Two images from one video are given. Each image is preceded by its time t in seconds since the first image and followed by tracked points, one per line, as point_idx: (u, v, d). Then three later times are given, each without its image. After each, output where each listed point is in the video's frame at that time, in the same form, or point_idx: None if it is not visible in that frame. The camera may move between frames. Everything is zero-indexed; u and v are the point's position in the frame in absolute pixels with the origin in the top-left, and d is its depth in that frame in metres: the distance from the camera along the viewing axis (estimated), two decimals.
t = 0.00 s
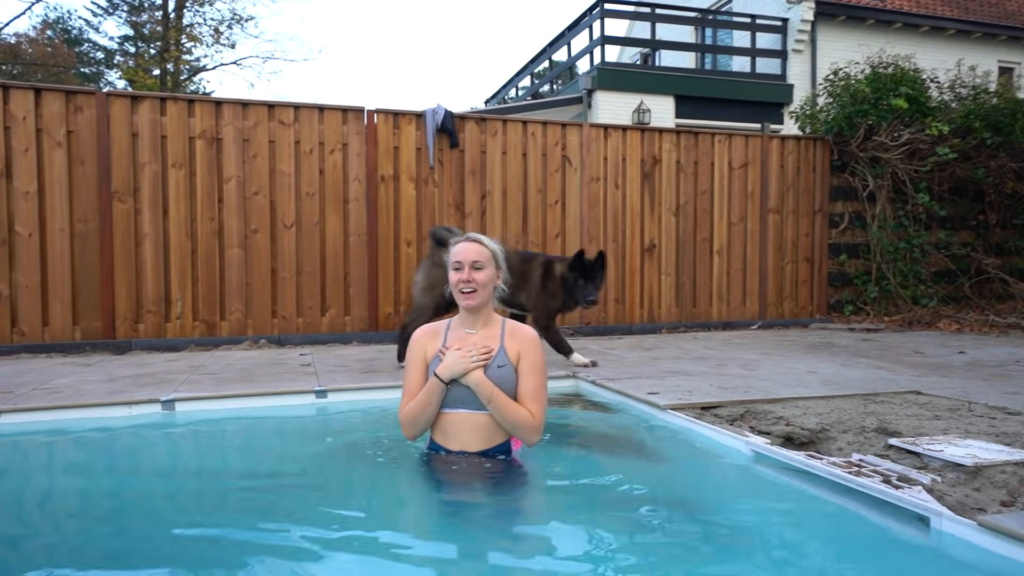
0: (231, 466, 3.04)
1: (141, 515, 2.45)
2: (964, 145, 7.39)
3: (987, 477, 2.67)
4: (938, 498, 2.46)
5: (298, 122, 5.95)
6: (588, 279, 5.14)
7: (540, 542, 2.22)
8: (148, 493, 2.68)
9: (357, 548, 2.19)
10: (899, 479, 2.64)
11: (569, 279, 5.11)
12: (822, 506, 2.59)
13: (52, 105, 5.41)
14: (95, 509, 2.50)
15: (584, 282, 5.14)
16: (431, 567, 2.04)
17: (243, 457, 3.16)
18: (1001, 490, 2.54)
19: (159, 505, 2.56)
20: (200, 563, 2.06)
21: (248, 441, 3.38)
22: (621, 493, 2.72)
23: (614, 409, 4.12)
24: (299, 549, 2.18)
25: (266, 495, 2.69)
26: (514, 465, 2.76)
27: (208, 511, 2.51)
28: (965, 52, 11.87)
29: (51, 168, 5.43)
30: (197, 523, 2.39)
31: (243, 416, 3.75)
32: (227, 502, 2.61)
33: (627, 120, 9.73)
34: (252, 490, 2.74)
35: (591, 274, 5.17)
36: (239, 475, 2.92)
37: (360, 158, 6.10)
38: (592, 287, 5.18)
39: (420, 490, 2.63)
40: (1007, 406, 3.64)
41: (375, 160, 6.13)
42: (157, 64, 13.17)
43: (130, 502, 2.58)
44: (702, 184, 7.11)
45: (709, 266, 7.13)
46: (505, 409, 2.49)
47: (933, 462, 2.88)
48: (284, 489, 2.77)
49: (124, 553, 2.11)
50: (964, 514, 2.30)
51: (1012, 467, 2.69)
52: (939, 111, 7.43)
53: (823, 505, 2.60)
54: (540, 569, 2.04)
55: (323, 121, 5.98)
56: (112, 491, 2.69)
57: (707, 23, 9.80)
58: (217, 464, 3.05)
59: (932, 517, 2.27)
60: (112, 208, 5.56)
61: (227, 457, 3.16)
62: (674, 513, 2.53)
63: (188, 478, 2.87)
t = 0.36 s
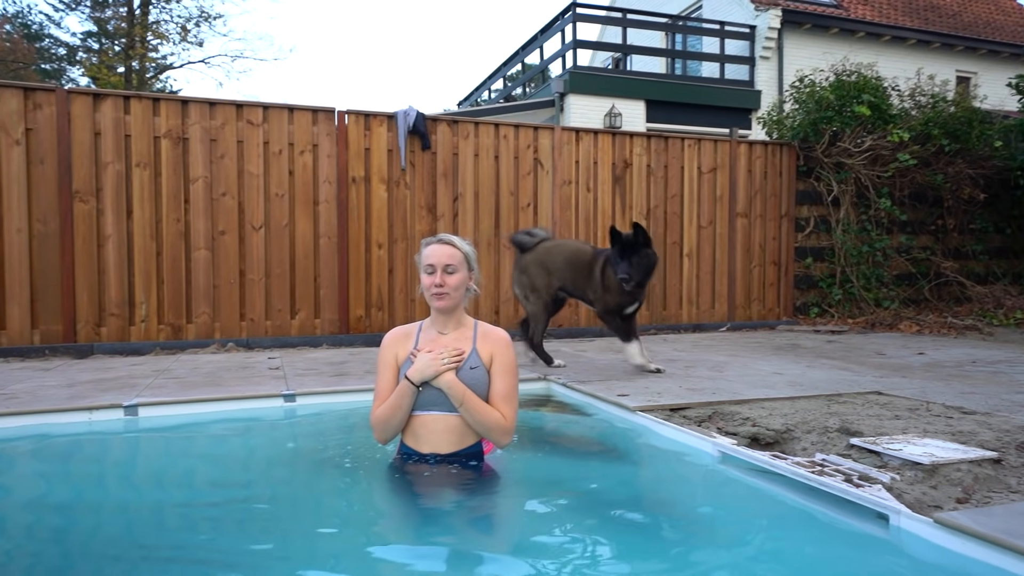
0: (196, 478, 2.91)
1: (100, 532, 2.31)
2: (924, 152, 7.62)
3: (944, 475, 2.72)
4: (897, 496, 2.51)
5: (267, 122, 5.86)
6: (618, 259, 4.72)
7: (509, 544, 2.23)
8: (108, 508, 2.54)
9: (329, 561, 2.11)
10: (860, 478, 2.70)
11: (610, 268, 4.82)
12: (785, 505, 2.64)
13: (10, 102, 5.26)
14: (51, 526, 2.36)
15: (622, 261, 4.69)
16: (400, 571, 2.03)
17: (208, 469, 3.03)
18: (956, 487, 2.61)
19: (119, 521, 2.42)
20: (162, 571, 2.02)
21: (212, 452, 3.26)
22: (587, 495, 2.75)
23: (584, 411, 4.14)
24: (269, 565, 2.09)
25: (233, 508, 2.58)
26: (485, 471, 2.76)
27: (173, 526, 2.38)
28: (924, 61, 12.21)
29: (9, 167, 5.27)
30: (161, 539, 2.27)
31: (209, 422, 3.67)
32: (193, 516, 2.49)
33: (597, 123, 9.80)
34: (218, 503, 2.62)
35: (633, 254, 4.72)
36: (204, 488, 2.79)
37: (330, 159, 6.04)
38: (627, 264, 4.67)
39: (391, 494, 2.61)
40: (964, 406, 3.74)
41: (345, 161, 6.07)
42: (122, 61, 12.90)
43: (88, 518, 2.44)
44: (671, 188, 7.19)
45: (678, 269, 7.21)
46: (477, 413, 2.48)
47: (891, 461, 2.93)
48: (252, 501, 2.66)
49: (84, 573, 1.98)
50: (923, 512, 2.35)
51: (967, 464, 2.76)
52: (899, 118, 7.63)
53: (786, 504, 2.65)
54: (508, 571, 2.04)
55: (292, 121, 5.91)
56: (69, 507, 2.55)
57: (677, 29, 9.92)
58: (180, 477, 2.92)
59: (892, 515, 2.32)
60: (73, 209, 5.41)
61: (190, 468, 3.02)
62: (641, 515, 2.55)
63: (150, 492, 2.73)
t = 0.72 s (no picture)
0: (164, 487, 2.77)
1: (64, 546, 2.17)
2: (885, 157, 7.83)
3: (903, 471, 2.79)
4: (858, 492, 2.57)
5: (235, 120, 5.76)
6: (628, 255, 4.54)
7: (479, 544, 2.22)
8: (69, 513, 2.47)
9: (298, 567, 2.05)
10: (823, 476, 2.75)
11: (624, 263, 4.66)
12: (752, 502, 2.68)
13: None
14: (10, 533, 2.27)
15: (634, 257, 4.51)
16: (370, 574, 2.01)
17: (176, 476, 2.89)
18: (915, 483, 2.68)
19: (85, 533, 2.29)
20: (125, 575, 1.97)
21: (178, 454, 3.19)
22: (560, 495, 2.75)
23: (555, 411, 4.15)
24: (239, 570, 2.03)
25: (206, 519, 2.45)
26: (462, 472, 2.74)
27: (142, 539, 2.26)
28: (886, 68, 12.51)
29: None
30: (126, 545, 2.20)
31: (174, 425, 3.58)
32: (163, 525, 2.38)
33: (568, 124, 9.84)
34: (190, 514, 2.49)
35: (644, 249, 4.51)
36: (171, 493, 2.70)
37: (299, 158, 5.96)
38: (636, 261, 4.48)
39: (364, 498, 2.59)
40: (923, 405, 3.83)
41: (316, 161, 6.00)
42: (84, 56, 12.58)
43: (52, 530, 2.30)
44: (642, 190, 7.26)
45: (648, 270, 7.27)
46: (457, 416, 2.47)
47: (852, 458, 3.00)
48: (224, 511, 2.53)
49: None
50: (883, 508, 2.41)
51: (924, 460, 2.83)
52: (863, 123, 7.81)
53: (754, 501, 2.69)
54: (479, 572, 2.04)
55: (261, 120, 5.82)
56: (32, 516, 2.43)
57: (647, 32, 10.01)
58: (148, 485, 2.78)
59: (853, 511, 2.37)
60: (32, 208, 5.25)
61: (158, 476, 2.89)
62: (614, 514, 2.56)
63: (115, 502, 2.59)
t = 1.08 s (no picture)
0: (139, 494, 2.69)
1: (38, 554, 2.12)
2: (859, 157, 7.94)
3: (875, 467, 2.84)
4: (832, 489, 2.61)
5: (210, 117, 5.69)
6: (618, 234, 4.56)
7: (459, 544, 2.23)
8: (43, 518, 2.44)
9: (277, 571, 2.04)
10: (798, 472, 2.79)
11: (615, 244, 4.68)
12: (728, 499, 2.72)
13: None
14: None
15: (623, 237, 4.53)
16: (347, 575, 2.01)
17: (152, 483, 2.82)
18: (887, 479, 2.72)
19: (59, 539, 2.25)
20: None
21: (153, 457, 3.15)
22: (542, 492, 2.77)
23: (534, 410, 4.16)
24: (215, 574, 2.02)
25: (187, 527, 2.38)
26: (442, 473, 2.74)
27: (122, 548, 2.19)
28: (860, 70, 12.70)
29: None
30: (101, 550, 2.17)
31: (148, 427, 3.54)
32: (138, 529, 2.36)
33: (547, 124, 9.86)
34: (170, 523, 2.42)
35: (634, 229, 4.53)
36: (147, 496, 2.67)
37: (276, 156, 5.91)
38: (625, 240, 4.50)
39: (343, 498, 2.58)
40: (894, 401, 3.90)
41: (293, 159, 5.95)
42: (55, 51, 12.34)
43: (24, 541, 2.21)
44: (620, 189, 7.29)
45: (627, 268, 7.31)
46: (439, 415, 2.47)
47: (826, 455, 3.04)
48: (203, 515, 2.50)
49: None
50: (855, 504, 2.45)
51: (895, 456, 2.88)
52: (837, 124, 7.92)
53: (730, 497, 2.73)
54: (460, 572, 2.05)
55: (237, 117, 5.76)
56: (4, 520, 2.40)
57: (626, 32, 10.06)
58: (123, 493, 2.71)
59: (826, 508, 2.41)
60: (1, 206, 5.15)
61: (133, 484, 2.81)
62: (594, 512, 2.58)
63: (90, 509, 2.54)
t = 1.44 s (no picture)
0: (130, 500, 2.66)
1: (26, 559, 2.10)
2: (849, 160, 7.98)
3: (864, 469, 2.85)
4: (820, 490, 2.62)
5: (201, 117, 5.67)
6: (609, 237, 4.59)
7: (447, 546, 2.24)
8: (30, 522, 2.42)
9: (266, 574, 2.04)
10: (787, 474, 2.80)
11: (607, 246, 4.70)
12: (717, 500, 2.73)
13: None
14: None
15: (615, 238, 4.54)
16: None
17: (140, 488, 2.80)
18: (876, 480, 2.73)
19: (46, 544, 2.23)
20: None
21: (142, 460, 3.13)
22: (531, 494, 2.78)
23: (525, 412, 4.16)
24: None
25: (177, 531, 2.36)
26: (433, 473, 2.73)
27: (113, 553, 2.17)
28: (849, 74, 12.80)
29: None
30: (90, 554, 2.16)
31: (137, 430, 3.52)
32: (127, 532, 2.34)
33: (539, 126, 9.87)
34: (160, 526, 2.40)
35: (625, 230, 4.55)
36: (136, 500, 2.66)
37: (268, 157, 5.89)
38: (618, 242, 4.52)
39: (333, 499, 2.58)
40: (883, 403, 3.92)
41: (284, 160, 5.93)
42: (45, 51, 12.25)
43: (12, 546, 2.19)
44: (612, 191, 7.31)
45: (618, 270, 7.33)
46: (425, 418, 2.46)
47: (815, 457, 3.05)
48: (193, 519, 2.48)
49: None
50: (844, 505, 2.46)
51: (884, 458, 2.90)
52: (827, 128, 7.97)
53: (718, 499, 2.74)
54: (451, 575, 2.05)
55: (228, 118, 5.73)
56: None
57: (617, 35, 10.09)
58: (112, 497, 2.69)
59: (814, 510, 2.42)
60: None
61: (122, 489, 2.78)
62: (582, 513, 2.59)
63: (78, 513, 2.52)
